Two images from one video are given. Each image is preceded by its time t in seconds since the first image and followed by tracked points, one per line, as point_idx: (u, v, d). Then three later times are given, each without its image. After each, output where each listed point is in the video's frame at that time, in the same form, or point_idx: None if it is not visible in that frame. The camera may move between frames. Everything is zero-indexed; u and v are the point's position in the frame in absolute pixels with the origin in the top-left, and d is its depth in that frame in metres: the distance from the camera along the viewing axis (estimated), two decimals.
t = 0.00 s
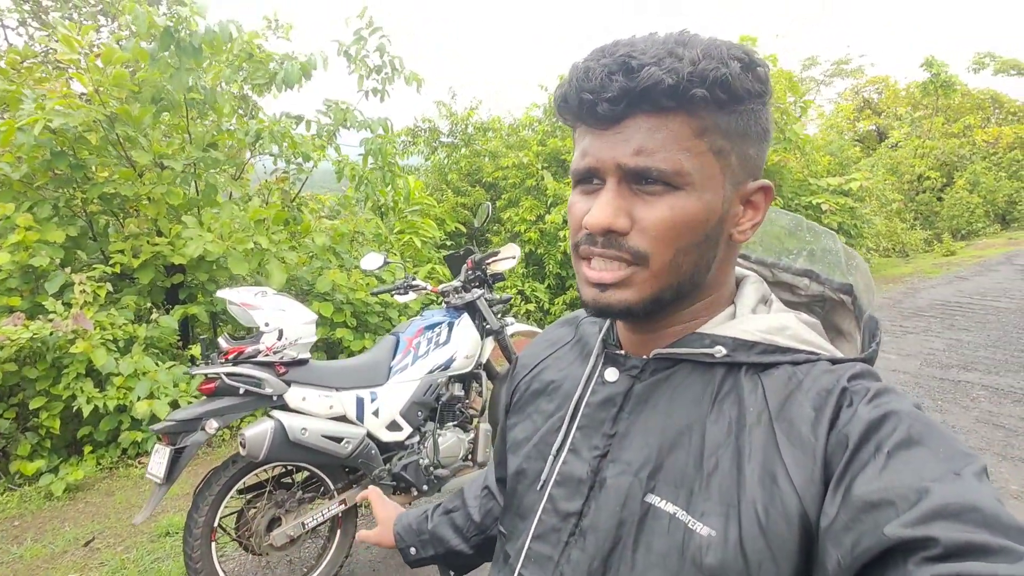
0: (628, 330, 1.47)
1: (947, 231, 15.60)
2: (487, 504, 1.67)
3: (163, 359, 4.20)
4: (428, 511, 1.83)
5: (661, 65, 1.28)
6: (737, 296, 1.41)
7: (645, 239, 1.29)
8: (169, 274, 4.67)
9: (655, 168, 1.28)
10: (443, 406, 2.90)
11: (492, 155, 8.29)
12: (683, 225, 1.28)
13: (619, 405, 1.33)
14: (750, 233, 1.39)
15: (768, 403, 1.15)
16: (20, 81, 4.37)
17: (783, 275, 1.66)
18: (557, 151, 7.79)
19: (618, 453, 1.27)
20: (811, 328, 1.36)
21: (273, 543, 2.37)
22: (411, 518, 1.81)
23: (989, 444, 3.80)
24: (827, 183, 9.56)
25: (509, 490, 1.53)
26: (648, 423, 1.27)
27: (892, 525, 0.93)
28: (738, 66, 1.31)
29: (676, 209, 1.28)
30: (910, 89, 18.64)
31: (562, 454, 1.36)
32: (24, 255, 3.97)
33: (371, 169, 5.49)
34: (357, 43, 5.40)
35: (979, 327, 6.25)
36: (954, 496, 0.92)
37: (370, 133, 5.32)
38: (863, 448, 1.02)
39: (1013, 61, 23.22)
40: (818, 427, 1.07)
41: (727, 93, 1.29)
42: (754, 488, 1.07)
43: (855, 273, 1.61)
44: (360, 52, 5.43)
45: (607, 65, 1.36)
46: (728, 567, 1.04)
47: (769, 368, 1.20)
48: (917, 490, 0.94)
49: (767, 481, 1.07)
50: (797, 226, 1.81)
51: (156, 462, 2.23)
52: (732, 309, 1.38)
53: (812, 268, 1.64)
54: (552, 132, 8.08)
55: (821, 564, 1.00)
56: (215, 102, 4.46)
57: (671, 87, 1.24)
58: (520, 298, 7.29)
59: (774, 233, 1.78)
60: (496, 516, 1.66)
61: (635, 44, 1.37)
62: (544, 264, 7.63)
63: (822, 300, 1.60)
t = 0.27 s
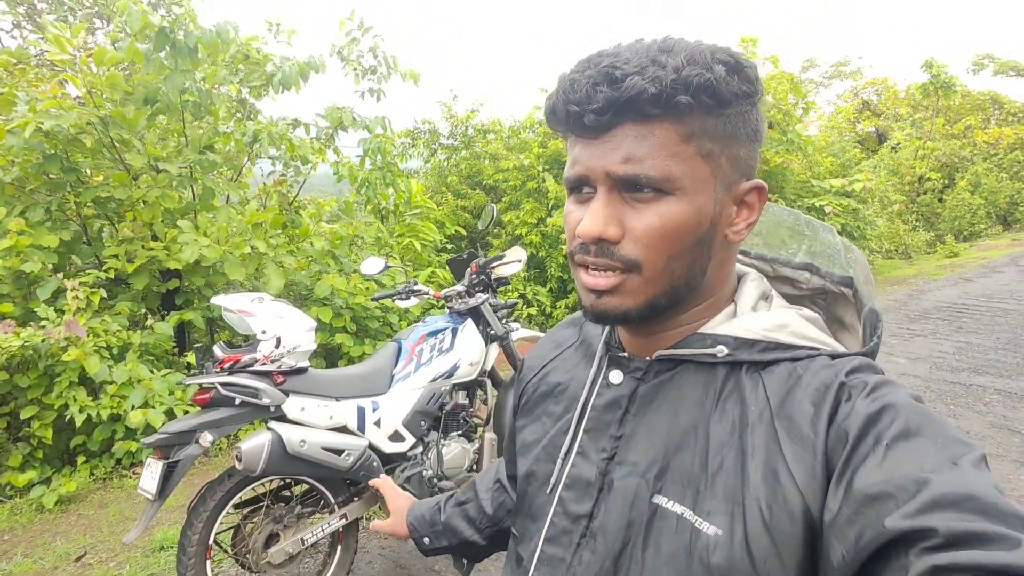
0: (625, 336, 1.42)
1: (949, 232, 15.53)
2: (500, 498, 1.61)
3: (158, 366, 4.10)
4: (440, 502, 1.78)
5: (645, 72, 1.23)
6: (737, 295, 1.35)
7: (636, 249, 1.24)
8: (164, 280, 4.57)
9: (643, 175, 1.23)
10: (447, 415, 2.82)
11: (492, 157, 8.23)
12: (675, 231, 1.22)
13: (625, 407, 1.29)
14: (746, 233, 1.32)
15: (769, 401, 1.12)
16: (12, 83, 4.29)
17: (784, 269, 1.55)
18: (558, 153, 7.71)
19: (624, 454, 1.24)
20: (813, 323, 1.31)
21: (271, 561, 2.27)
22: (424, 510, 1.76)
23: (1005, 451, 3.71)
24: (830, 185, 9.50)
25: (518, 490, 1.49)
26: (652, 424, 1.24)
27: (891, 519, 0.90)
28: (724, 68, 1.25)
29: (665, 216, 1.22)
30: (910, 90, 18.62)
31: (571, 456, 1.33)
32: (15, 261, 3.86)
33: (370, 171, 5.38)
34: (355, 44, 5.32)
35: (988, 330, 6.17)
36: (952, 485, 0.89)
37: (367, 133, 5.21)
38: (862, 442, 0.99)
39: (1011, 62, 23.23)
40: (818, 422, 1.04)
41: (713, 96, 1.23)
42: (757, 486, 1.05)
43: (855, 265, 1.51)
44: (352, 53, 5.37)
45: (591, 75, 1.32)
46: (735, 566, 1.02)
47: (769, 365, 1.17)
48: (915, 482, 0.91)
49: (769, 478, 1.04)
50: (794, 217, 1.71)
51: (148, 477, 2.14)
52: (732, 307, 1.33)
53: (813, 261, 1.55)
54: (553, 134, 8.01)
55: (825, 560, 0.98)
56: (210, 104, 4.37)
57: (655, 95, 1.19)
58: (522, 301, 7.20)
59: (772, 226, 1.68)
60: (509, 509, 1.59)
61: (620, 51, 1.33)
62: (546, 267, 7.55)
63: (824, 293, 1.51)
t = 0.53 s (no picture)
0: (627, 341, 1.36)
1: (953, 232, 15.44)
2: (507, 506, 1.54)
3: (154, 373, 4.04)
4: (445, 507, 1.70)
5: (633, 76, 1.19)
6: (738, 297, 1.31)
7: (634, 255, 1.19)
8: (161, 285, 4.51)
9: (638, 179, 1.19)
10: (448, 425, 2.76)
11: (493, 159, 8.17)
12: (674, 233, 1.18)
13: (629, 414, 1.25)
14: (743, 230, 1.28)
15: (773, 405, 1.08)
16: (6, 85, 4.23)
17: (784, 271, 1.50)
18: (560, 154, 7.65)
19: (630, 460, 1.19)
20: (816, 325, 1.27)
21: None
22: (429, 515, 1.69)
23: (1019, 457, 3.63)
24: (833, 186, 9.42)
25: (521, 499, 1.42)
26: (656, 429, 1.19)
27: (895, 526, 0.88)
28: (711, 67, 1.22)
29: (662, 219, 1.18)
30: (912, 90, 18.52)
31: (575, 464, 1.28)
32: (9, 266, 3.80)
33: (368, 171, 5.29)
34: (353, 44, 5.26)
35: (996, 332, 6.09)
36: (959, 493, 0.87)
37: (364, 133, 5.13)
38: (867, 448, 0.96)
39: (1014, 62, 23.13)
40: (822, 427, 1.01)
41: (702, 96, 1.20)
42: (762, 491, 1.01)
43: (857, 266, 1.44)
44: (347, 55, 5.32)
45: (578, 83, 1.28)
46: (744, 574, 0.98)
47: (773, 369, 1.13)
48: (921, 489, 0.89)
49: (775, 484, 1.01)
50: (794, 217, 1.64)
51: (138, 492, 2.08)
52: (733, 309, 1.28)
53: (814, 261, 1.48)
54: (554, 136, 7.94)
55: (830, 566, 0.96)
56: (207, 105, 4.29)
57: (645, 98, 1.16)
58: (523, 305, 7.13)
59: (770, 226, 1.62)
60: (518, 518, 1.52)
61: (607, 57, 1.29)
62: (548, 270, 7.48)
63: (826, 294, 1.44)
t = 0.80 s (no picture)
0: (620, 333, 1.34)
1: (960, 235, 15.32)
2: (505, 501, 1.51)
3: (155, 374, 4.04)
4: (445, 503, 1.69)
5: (618, 68, 1.19)
6: (729, 289, 1.28)
7: (623, 245, 1.18)
8: (163, 285, 4.51)
9: (624, 168, 1.18)
10: (447, 427, 2.74)
11: (497, 161, 8.17)
12: (662, 221, 1.17)
13: (623, 408, 1.23)
14: (732, 221, 1.26)
15: (766, 395, 1.07)
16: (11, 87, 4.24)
17: (775, 263, 1.48)
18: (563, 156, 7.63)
19: (626, 453, 1.18)
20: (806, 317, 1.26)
21: None
22: (428, 512, 1.67)
23: None
24: (839, 188, 9.38)
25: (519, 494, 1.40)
26: (650, 423, 1.17)
27: (888, 511, 0.87)
28: (694, 60, 1.22)
29: (650, 208, 1.17)
30: (918, 93, 18.44)
31: (573, 459, 1.26)
32: (11, 267, 3.79)
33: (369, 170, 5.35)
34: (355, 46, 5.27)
35: (1004, 336, 6.02)
36: (949, 476, 0.86)
37: (366, 133, 5.12)
38: (858, 436, 0.96)
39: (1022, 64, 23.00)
40: (814, 415, 1.00)
41: (686, 87, 1.20)
42: (756, 480, 1.00)
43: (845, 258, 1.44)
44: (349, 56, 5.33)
45: (565, 78, 1.29)
46: (741, 563, 0.97)
47: (765, 360, 1.12)
48: (912, 473, 0.88)
49: (768, 473, 1.00)
50: (782, 214, 1.63)
51: (135, 493, 2.06)
52: (725, 301, 1.26)
53: (803, 254, 1.47)
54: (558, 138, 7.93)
55: (826, 553, 0.94)
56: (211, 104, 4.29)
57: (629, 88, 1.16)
58: (527, 307, 7.10)
59: (759, 222, 1.60)
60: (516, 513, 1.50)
61: (594, 52, 1.29)
62: (551, 272, 7.45)
63: (816, 286, 1.42)
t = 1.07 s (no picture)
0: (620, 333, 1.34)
1: (969, 238, 15.21)
2: (501, 501, 1.52)
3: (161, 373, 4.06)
4: (441, 503, 1.69)
5: (615, 69, 1.20)
6: (728, 290, 1.27)
7: (622, 244, 1.18)
8: (169, 285, 4.54)
9: (622, 168, 1.19)
10: (449, 427, 2.74)
11: (503, 162, 8.18)
12: (661, 220, 1.17)
13: (621, 406, 1.23)
14: (732, 221, 1.26)
15: (765, 394, 1.06)
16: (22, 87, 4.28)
17: (775, 263, 1.48)
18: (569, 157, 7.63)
19: (624, 452, 1.17)
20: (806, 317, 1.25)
21: None
22: (423, 511, 1.68)
23: None
24: (846, 190, 9.34)
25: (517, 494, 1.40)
26: (649, 422, 1.17)
27: (887, 508, 0.87)
28: (690, 61, 1.22)
29: (648, 207, 1.17)
30: (927, 94, 18.33)
31: (570, 457, 1.26)
32: (19, 266, 3.82)
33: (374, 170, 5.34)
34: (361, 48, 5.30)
35: (1012, 339, 5.97)
36: (947, 474, 0.85)
37: (371, 133, 5.14)
38: (857, 434, 0.95)
39: None
40: (813, 414, 0.99)
41: (682, 87, 1.20)
42: (755, 479, 0.99)
43: (845, 257, 1.43)
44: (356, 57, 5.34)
45: (564, 80, 1.29)
46: (740, 562, 0.96)
47: (764, 359, 1.11)
48: (911, 471, 0.88)
49: (767, 472, 0.99)
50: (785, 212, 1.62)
51: (137, 491, 2.07)
52: (724, 302, 1.25)
53: (804, 254, 1.47)
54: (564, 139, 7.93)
55: (825, 552, 0.94)
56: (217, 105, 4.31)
57: (625, 88, 1.16)
58: (531, 308, 7.10)
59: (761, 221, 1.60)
60: (512, 513, 1.50)
61: (592, 54, 1.30)
62: (556, 273, 7.45)
63: (816, 286, 1.42)
